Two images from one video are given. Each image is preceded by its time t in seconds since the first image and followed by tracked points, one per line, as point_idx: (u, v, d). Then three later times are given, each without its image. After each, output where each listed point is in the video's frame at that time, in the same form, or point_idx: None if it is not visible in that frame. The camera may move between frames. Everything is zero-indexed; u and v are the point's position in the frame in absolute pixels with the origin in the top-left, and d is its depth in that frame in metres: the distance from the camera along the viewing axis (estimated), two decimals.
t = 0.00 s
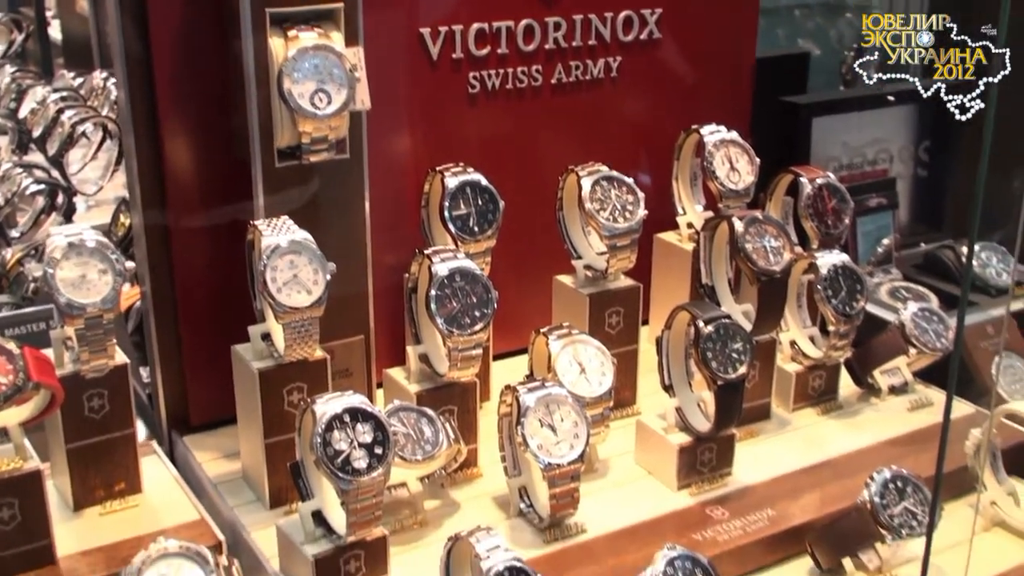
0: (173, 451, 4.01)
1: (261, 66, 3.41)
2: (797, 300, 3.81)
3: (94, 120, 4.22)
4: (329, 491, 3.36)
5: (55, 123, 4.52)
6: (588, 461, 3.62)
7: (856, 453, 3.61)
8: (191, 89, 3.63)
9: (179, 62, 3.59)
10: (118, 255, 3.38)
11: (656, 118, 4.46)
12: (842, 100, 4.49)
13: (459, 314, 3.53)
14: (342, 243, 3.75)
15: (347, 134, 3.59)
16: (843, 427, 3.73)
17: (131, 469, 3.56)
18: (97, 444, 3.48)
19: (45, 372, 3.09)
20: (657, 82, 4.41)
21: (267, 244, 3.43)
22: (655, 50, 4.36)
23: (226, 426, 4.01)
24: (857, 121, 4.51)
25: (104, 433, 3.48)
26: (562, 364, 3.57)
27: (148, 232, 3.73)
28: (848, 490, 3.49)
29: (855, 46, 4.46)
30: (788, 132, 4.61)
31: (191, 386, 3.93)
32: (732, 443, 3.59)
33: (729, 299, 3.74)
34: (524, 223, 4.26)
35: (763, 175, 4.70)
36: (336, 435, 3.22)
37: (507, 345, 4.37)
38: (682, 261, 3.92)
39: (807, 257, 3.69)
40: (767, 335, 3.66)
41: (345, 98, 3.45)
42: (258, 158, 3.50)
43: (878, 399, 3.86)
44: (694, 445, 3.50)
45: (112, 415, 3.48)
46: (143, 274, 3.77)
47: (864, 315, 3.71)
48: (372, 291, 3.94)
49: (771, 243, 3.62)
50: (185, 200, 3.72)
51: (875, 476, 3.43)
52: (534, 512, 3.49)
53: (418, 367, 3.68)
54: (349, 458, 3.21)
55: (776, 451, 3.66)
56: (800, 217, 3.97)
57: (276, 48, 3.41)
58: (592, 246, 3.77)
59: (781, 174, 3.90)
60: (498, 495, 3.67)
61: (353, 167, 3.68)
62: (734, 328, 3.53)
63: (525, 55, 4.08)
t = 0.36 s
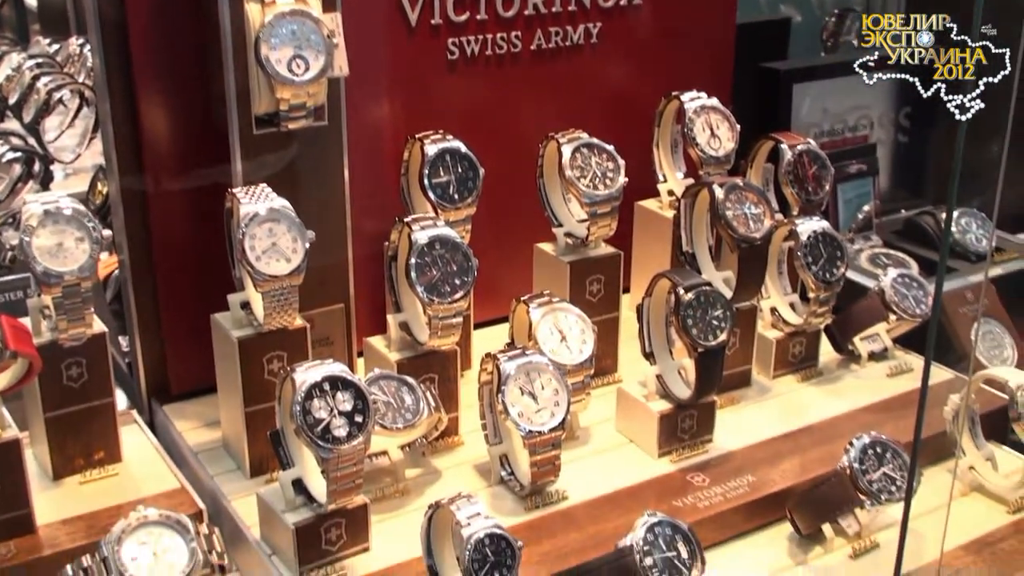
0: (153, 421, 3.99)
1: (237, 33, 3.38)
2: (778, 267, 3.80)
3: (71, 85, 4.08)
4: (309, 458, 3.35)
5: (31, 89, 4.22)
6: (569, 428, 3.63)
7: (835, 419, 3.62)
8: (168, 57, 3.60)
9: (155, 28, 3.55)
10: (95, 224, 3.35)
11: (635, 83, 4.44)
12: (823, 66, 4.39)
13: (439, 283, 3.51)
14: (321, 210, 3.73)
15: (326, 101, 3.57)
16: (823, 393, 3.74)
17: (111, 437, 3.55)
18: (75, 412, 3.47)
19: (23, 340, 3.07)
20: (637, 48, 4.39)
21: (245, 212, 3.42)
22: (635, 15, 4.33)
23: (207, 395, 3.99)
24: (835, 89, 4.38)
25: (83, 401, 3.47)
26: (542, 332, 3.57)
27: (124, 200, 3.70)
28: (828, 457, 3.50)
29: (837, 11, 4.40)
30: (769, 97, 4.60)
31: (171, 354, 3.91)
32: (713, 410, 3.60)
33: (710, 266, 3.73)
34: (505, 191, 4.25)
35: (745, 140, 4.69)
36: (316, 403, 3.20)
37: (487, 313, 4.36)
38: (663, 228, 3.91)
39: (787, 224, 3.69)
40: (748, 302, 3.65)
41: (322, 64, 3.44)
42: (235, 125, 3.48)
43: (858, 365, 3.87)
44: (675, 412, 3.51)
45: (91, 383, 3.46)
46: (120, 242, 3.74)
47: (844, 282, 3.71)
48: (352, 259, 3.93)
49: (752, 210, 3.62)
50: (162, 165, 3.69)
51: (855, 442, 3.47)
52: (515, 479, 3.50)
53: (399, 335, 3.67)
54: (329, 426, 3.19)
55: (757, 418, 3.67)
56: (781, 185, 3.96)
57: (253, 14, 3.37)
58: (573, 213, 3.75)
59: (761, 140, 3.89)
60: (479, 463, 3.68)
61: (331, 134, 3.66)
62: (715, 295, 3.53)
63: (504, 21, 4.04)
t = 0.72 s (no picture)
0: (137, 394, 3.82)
1: None
2: (790, 243, 3.67)
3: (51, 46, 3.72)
4: (304, 435, 3.24)
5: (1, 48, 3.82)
6: (573, 407, 3.50)
7: (847, 400, 3.51)
8: (157, 14, 3.44)
9: None
10: (80, 188, 3.19)
11: (642, 50, 4.28)
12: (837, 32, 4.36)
13: (441, 255, 3.39)
14: (317, 177, 3.59)
15: (322, 64, 3.43)
16: (835, 374, 3.62)
17: (96, 411, 3.40)
18: (59, 384, 3.32)
19: (5, 309, 2.92)
20: (645, 13, 4.23)
21: (238, 177, 3.32)
22: None
23: (194, 367, 3.82)
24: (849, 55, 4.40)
25: (66, 373, 3.32)
26: (546, 307, 3.44)
27: (109, 165, 3.53)
28: (841, 439, 3.39)
29: None
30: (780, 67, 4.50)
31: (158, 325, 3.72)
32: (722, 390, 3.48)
33: (720, 241, 3.59)
34: (506, 160, 4.10)
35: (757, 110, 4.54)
36: (314, 378, 3.08)
37: (487, 286, 4.21)
38: (669, 199, 3.78)
39: (800, 197, 3.54)
40: (759, 279, 3.53)
41: (320, 24, 3.28)
42: (227, 86, 3.34)
43: (871, 345, 3.75)
44: (682, 392, 3.39)
45: (76, 354, 3.31)
46: (105, 208, 3.57)
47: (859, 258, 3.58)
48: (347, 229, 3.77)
49: (764, 181, 3.49)
50: (149, 128, 3.53)
51: (869, 424, 3.34)
52: (516, 460, 3.39)
53: (396, 308, 3.53)
54: (327, 401, 3.08)
55: (766, 398, 3.55)
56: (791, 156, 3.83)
57: None
58: (578, 183, 3.61)
59: (773, 110, 3.76)
60: (478, 443, 3.55)
61: (327, 98, 3.52)
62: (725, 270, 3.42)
63: None
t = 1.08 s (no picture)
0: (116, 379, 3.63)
1: None
2: (805, 220, 3.49)
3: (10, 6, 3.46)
4: (293, 424, 3.07)
5: None
6: (577, 393, 3.32)
7: (866, 386, 3.33)
8: None
9: None
10: (56, 161, 3.00)
11: (647, 17, 4.09)
12: None
13: (436, 233, 3.23)
14: (307, 151, 3.39)
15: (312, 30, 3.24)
16: (853, 358, 3.44)
17: (74, 398, 3.20)
18: (34, 369, 3.13)
19: None
20: None
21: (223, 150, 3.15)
22: None
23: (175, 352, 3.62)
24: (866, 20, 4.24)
25: (41, 358, 3.13)
26: (548, 289, 3.27)
27: (87, 136, 3.35)
28: (859, 428, 3.22)
29: None
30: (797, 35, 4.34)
31: (138, 307, 3.53)
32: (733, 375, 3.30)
33: (731, 218, 3.41)
34: (505, 132, 3.90)
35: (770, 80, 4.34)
36: (304, 363, 2.91)
37: (485, 266, 4.01)
38: (677, 174, 3.59)
39: (815, 170, 3.35)
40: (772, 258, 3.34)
41: None
42: (210, 53, 3.17)
43: (891, 328, 3.57)
44: (691, 377, 3.22)
45: (51, 338, 3.13)
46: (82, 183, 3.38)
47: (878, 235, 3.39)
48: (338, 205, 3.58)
49: (778, 155, 3.31)
50: (129, 98, 3.33)
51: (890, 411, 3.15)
52: (516, 449, 3.22)
53: (389, 290, 3.35)
54: (317, 388, 2.91)
55: (780, 384, 3.37)
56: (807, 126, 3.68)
57: None
58: (581, 157, 3.42)
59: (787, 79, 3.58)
60: (475, 432, 3.37)
61: (318, 66, 3.33)
62: (737, 250, 3.25)
63: None
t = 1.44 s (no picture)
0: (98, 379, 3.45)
1: None
2: (825, 209, 3.31)
3: None
4: (286, 426, 2.90)
5: None
6: (585, 393, 3.15)
7: (889, 384, 3.16)
8: None
9: None
10: (35, 148, 2.84)
11: None
12: None
13: (436, 224, 3.07)
14: (300, 138, 3.22)
15: (305, 10, 3.10)
16: (876, 355, 3.27)
17: (55, 399, 3.03)
18: (12, 368, 2.97)
19: None
20: None
21: (212, 136, 2.99)
22: None
23: (161, 349, 3.44)
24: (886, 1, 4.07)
25: (20, 356, 2.97)
26: (554, 282, 3.10)
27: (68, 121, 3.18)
28: (882, 429, 3.05)
29: None
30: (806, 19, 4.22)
31: (121, 302, 3.35)
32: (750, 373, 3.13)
33: (747, 207, 3.23)
34: (507, 118, 3.70)
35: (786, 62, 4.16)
36: (297, 361, 2.75)
37: (488, 259, 3.82)
38: (689, 161, 3.42)
39: (837, 157, 3.17)
40: (790, 249, 3.17)
41: None
42: (198, 33, 3.02)
43: (916, 323, 3.40)
44: (705, 376, 3.06)
45: (30, 334, 2.96)
46: (63, 170, 3.21)
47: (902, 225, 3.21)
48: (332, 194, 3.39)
49: (796, 140, 3.13)
50: (110, 81, 3.16)
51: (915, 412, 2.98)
52: (520, 452, 3.06)
53: (387, 283, 3.18)
54: (312, 387, 2.76)
55: (799, 382, 3.20)
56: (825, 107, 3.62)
57: None
58: (588, 143, 3.23)
59: (807, 61, 3.51)
60: (477, 434, 3.20)
61: (312, 48, 3.16)
62: (754, 241, 3.08)
63: None
